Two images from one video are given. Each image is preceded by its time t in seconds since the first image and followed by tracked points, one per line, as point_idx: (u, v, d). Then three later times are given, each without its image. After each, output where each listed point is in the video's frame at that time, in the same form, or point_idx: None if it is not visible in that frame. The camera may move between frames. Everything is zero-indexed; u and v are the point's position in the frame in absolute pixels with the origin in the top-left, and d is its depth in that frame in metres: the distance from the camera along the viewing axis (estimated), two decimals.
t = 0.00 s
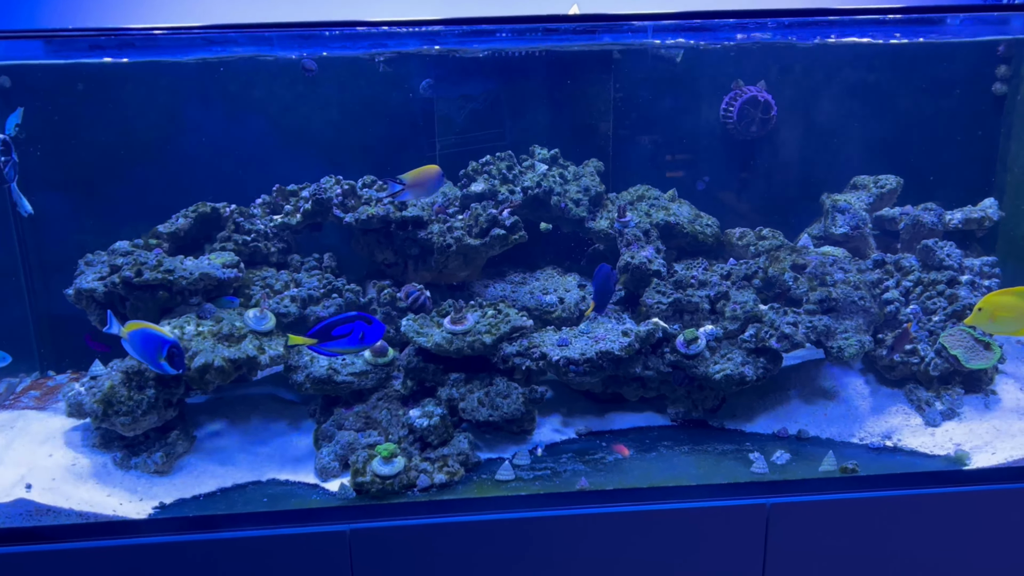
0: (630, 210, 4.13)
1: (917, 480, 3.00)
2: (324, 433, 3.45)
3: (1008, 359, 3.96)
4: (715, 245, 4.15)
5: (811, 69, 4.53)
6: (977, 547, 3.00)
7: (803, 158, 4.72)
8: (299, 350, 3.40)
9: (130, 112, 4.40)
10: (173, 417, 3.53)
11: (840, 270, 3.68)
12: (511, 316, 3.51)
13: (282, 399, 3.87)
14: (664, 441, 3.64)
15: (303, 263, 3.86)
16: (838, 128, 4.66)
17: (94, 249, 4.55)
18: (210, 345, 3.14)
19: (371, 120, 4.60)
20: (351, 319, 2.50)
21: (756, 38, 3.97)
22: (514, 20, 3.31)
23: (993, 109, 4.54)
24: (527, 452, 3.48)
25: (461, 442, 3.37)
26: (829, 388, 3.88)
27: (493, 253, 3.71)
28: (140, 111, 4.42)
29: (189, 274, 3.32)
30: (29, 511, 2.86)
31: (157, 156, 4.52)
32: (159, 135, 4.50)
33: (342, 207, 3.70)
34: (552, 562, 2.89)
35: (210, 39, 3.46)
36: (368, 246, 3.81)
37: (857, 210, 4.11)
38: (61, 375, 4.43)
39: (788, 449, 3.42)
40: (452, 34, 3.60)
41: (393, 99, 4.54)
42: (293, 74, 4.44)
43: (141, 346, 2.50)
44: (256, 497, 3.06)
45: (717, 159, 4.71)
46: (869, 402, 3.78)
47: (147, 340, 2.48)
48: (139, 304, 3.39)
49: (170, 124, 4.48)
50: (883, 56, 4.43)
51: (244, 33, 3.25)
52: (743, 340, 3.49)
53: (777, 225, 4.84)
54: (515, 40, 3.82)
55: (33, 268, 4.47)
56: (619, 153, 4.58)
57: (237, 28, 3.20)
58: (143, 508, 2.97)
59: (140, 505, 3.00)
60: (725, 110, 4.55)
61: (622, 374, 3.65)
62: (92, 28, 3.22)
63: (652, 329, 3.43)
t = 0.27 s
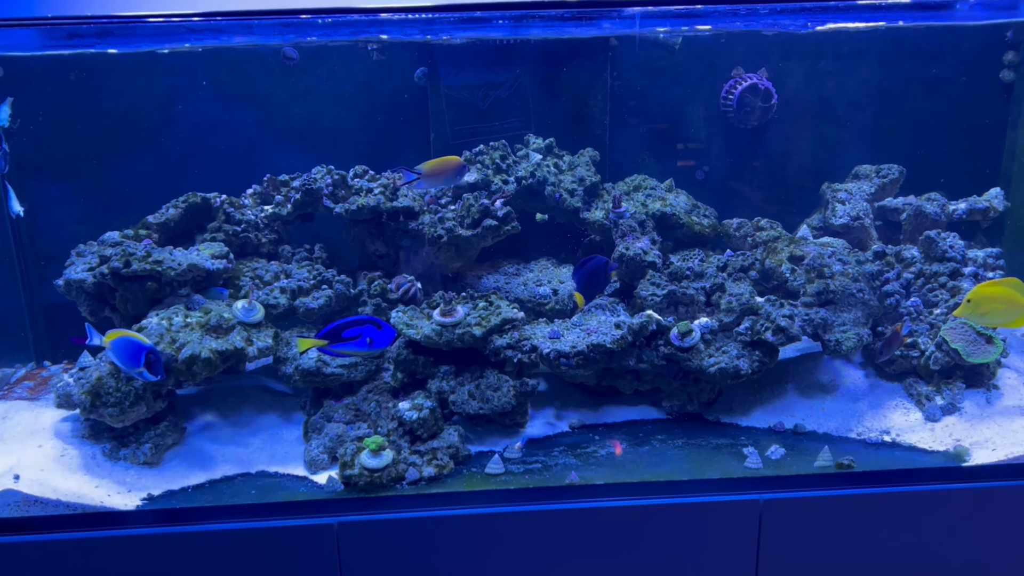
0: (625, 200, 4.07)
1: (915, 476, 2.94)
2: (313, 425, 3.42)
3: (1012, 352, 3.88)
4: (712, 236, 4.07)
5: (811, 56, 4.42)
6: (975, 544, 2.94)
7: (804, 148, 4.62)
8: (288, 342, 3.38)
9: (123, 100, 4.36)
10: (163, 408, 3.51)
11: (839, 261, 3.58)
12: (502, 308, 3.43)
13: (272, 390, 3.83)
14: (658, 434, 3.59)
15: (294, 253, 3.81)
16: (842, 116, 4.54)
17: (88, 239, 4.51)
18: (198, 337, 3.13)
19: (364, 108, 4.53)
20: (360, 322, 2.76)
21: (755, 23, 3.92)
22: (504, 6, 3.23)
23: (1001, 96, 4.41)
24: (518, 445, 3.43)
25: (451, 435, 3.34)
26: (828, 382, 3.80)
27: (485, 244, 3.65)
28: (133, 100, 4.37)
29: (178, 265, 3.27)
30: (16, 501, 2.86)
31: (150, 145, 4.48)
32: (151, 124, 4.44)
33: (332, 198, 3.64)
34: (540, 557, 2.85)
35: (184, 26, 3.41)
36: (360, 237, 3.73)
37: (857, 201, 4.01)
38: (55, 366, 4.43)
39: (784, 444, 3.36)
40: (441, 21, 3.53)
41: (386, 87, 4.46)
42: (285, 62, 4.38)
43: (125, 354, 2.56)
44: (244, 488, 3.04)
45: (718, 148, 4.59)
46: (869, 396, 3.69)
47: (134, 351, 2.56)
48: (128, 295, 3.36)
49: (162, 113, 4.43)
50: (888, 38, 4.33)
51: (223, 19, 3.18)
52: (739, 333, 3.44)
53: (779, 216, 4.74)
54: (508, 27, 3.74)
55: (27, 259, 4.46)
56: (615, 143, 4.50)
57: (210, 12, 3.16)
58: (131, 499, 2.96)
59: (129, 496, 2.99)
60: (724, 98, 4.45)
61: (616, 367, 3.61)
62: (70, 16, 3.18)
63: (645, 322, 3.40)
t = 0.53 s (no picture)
0: (621, 192, 3.99)
1: (911, 474, 2.89)
2: (306, 420, 3.43)
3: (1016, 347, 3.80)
4: (709, 229, 4.00)
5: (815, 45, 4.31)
6: (972, 542, 2.90)
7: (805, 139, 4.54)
8: (280, 336, 3.35)
9: (117, 93, 4.30)
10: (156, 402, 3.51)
11: (837, 255, 3.50)
12: (495, 302, 3.43)
13: (267, 384, 3.85)
14: (653, 429, 3.55)
15: (288, 246, 3.79)
16: (846, 106, 4.44)
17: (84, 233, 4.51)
18: (190, 331, 3.12)
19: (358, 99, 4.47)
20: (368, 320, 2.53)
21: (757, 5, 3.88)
22: None
23: (1007, 85, 4.31)
24: (510, 440, 3.41)
25: (443, 430, 3.34)
26: (825, 376, 3.74)
27: (479, 238, 3.62)
28: (129, 93, 4.32)
29: (170, 259, 3.26)
30: (9, 493, 2.87)
31: (145, 139, 4.42)
32: (145, 117, 4.40)
33: (325, 190, 3.57)
34: (531, 552, 2.84)
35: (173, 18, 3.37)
36: (353, 230, 3.70)
37: (858, 193, 3.93)
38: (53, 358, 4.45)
39: (779, 440, 3.32)
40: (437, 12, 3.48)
41: (383, 79, 4.42)
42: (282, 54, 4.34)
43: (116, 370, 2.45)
44: (236, 482, 3.04)
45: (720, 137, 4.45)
46: (867, 391, 3.64)
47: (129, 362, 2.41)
48: (121, 289, 3.35)
49: (155, 106, 4.37)
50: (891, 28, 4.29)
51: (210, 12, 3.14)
52: (735, 327, 3.40)
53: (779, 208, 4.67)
54: (506, 17, 3.69)
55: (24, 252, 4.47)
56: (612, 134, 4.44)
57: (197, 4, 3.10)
58: (123, 492, 2.97)
59: (121, 490, 3.00)
60: (724, 88, 4.32)
61: (610, 361, 3.58)
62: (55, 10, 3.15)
63: (639, 316, 3.34)
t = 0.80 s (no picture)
0: (615, 189, 3.94)
1: (906, 475, 2.84)
2: (295, 419, 3.40)
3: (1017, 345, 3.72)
4: (703, 226, 3.94)
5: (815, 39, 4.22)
6: (968, 544, 2.85)
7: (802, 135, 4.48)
8: (268, 335, 3.33)
9: (107, 90, 4.27)
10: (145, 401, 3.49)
11: (832, 253, 3.46)
12: (485, 301, 3.39)
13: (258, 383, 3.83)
14: (645, 429, 3.50)
15: (277, 245, 3.72)
16: (844, 100, 4.38)
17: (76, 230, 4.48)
18: (177, 331, 3.09)
19: (350, 95, 4.42)
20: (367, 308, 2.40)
21: None
22: None
23: (1009, 79, 4.22)
24: (501, 439, 3.38)
25: (433, 430, 3.31)
26: (821, 374, 3.68)
27: (469, 235, 3.56)
28: (120, 90, 4.30)
29: (157, 258, 3.22)
30: None
31: (138, 135, 4.43)
32: (137, 113, 4.38)
33: (314, 188, 3.50)
34: (519, 553, 2.81)
35: (157, 14, 3.31)
36: (342, 228, 3.65)
37: (855, 189, 3.85)
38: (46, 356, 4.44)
39: (772, 440, 3.28)
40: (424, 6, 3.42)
41: (375, 74, 4.36)
42: (274, 48, 4.30)
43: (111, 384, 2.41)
44: (224, 482, 3.02)
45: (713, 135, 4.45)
46: (863, 389, 3.58)
47: (123, 371, 2.35)
48: (108, 287, 3.32)
49: (147, 103, 4.37)
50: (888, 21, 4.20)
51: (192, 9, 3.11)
52: (728, 326, 3.36)
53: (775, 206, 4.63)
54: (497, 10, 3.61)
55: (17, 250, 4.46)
56: (606, 130, 4.39)
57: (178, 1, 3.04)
58: (110, 492, 2.94)
59: (108, 489, 2.98)
60: (720, 83, 4.27)
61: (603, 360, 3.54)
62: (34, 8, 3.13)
63: (631, 315, 3.32)
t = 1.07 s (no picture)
0: (613, 194, 3.88)
1: (908, 482, 2.80)
2: (290, 427, 3.34)
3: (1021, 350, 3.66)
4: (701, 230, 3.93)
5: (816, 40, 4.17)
6: (972, 552, 2.81)
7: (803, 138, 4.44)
8: (263, 343, 3.28)
9: (101, 92, 4.22)
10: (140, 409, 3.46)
11: (832, 257, 3.43)
12: (482, 307, 3.35)
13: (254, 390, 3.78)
14: (644, 436, 3.46)
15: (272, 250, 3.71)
16: (846, 101, 4.33)
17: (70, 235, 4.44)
18: (170, 339, 3.06)
19: (347, 98, 4.38)
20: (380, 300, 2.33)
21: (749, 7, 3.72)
22: None
23: (1013, 79, 4.17)
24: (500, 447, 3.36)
25: (429, 438, 3.21)
26: (822, 380, 3.63)
27: (466, 240, 3.51)
28: (113, 92, 4.25)
29: (150, 265, 3.18)
30: None
31: (132, 139, 4.36)
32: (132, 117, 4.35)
33: (309, 193, 3.48)
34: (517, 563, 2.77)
35: (148, 21, 3.28)
36: (337, 233, 3.62)
37: (855, 193, 3.80)
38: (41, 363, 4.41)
39: (772, 447, 3.24)
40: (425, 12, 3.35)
41: (372, 77, 4.34)
42: (269, 53, 4.24)
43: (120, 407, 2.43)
44: (219, 491, 2.98)
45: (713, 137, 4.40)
46: (864, 395, 3.53)
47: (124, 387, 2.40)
48: (102, 295, 3.29)
49: (140, 108, 4.31)
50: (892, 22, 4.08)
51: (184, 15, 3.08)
52: (727, 332, 3.33)
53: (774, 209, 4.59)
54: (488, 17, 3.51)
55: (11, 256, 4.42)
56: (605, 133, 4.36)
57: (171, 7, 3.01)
58: (104, 502, 2.92)
59: (103, 499, 2.96)
60: (718, 84, 4.19)
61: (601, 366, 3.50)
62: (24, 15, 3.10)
63: (630, 321, 3.29)
